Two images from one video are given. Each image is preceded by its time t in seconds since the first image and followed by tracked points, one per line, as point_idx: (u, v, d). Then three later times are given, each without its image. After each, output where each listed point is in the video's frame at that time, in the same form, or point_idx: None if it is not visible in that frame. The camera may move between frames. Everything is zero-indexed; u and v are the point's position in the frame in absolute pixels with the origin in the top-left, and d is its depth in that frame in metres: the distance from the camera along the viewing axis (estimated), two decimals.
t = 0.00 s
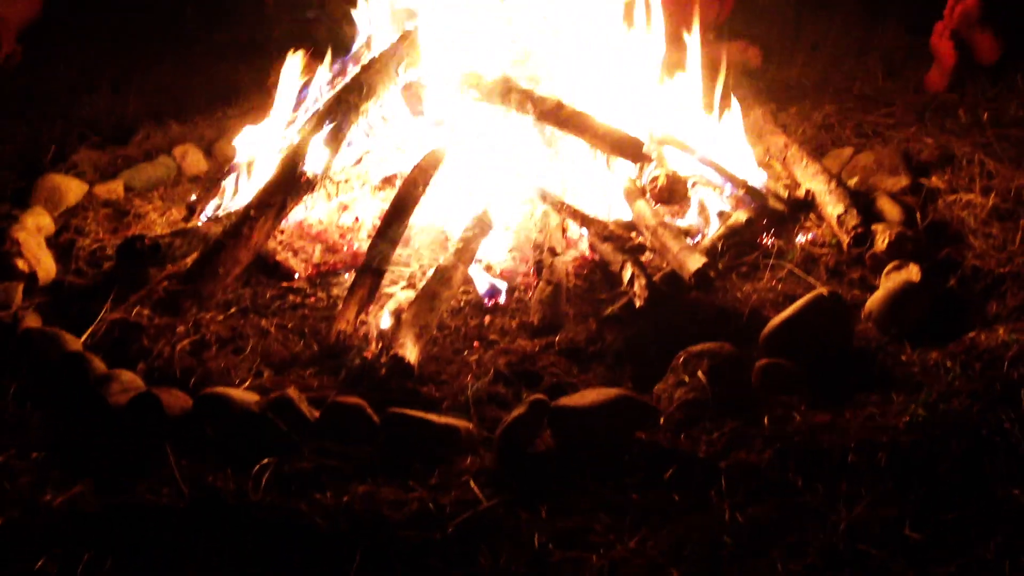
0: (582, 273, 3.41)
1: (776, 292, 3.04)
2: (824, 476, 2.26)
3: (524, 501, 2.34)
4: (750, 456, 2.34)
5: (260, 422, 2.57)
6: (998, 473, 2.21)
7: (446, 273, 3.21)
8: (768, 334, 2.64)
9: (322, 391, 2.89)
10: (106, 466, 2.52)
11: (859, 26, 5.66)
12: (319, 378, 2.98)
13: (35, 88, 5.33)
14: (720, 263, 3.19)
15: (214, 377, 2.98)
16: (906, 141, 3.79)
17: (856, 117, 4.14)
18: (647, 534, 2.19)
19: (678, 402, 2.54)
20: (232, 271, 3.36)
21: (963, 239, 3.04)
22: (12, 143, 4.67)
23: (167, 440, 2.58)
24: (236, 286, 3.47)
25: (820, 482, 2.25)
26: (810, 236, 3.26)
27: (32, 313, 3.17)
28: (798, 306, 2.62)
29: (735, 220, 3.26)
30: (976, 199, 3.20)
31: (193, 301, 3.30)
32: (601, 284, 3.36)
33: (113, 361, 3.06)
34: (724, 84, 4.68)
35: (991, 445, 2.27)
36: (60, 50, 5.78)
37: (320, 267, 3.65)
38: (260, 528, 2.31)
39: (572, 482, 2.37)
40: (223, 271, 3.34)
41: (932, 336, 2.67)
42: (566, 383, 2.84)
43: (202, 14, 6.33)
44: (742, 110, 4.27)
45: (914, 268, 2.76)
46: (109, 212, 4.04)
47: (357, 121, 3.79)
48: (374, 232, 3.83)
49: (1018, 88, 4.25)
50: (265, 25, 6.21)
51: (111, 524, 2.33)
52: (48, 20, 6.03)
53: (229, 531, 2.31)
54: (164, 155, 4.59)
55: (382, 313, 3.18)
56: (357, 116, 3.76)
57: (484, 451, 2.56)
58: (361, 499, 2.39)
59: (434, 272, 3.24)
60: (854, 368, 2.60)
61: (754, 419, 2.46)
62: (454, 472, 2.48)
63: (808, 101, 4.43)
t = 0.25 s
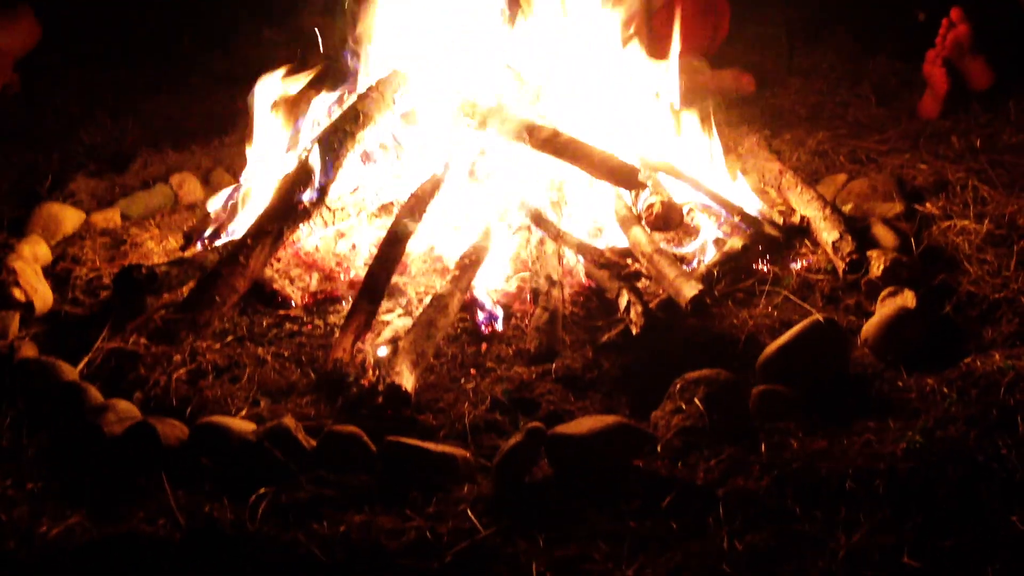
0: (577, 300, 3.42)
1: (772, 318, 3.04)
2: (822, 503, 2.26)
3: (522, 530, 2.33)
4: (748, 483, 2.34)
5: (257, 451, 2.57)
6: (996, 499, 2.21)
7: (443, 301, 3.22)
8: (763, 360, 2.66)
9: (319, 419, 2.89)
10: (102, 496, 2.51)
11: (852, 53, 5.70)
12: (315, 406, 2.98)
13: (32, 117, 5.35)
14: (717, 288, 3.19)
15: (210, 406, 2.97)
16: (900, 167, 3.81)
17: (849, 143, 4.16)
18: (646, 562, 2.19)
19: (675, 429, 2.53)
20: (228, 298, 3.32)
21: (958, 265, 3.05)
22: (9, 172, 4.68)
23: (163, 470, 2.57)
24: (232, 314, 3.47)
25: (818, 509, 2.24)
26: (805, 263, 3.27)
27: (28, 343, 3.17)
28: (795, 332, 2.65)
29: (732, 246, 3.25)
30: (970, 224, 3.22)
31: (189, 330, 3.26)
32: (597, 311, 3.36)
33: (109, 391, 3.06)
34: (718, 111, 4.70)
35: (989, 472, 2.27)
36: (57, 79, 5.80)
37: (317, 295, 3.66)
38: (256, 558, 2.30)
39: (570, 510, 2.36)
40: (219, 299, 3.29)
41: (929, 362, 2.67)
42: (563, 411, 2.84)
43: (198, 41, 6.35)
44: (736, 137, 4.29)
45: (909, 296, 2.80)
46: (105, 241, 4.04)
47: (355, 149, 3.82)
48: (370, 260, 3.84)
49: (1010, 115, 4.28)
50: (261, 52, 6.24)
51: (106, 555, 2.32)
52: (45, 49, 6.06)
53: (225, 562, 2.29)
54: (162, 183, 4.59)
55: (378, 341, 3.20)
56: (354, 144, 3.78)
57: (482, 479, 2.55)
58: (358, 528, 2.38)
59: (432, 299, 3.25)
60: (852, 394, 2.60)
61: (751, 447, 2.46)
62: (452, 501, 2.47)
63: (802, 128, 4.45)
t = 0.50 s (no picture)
0: (576, 324, 3.43)
1: (772, 342, 3.04)
2: (823, 528, 2.25)
3: (522, 555, 2.32)
4: (748, 508, 2.34)
5: (257, 478, 2.56)
6: (998, 523, 2.20)
7: (442, 326, 3.24)
8: (764, 385, 2.66)
9: (319, 445, 2.88)
10: (101, 523, 2.50)
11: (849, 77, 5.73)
12: (315, 432, 2.97)
13: (33, 144, 5.37)
14: (716, 313, 3.19)
15: (210, 432, 2.97)
16: (898, 191, 3.82)
17: (847, 167, 4.18)
18: None
19: (675, 454, 2.54)
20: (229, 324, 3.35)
21: (957, 288, 3.06)
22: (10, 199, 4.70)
23: (163, 496, 2.56)
24: (232, 339, 3.47)
25: (819, 533, 2.24)
26: (804, 286, 3.27)
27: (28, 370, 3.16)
28: (795, 354, 2.67)
29: (730, 271, 3.31)
30: (968, 248, 3.22)
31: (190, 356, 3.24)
32: (597, 336, 3.35)
33: (109, 418, 3.04)
34: (716, 136, 4.72)
35: (991, 496, 2.27)
36: (58, 106, 5.83)
37: (317, 319, 3.66)
38: None
39: (571, 535, 2.35)
40: (219, 324, 3.33)
41: (929, 386, 2.66)
42: (563, 435, 2.83)
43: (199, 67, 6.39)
44: (734, 161, 4.30)
45: (908, 318, 2.80)
46: (106, 267, 4.05)
47: (355, 175, 3.85)
48: (370, 285, 3.83)
49: (1006, 138, 4.30)
50: (261, 78, 6.27)
51: None
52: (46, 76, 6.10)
53: None
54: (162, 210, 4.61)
55: (379, 364, 3.21)
56: (353, 171, 3.80)
57: (482, 505, 2.54)
58: (357, 555, 2.38)
59: (432, 324, 3.27)
60: (853, 417, 2.59)
61: (752, 472, 2.45)
62: (452, 527, 2.46)
63: (800, 152, 4.47)
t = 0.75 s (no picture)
0: (577, 350, 3.44)
1: (773, 369, 3.04)
2: (826, 555, 2.24)
3: None
4: (750, 536, 2.33)
5: (258, 506, 2.55)
6: (1001, 550, 2.19)
7: (443, 352, 3.24)
8: (766, 412, 2.66)
9: (320, 473, 2.88)
10: (102, 552, 2.50)
11: (847, 103, 5.77)
12: (316, 459, 2.97)
13: (36, 172, 5.39)
14: (716, 338, 3.20)
15: (211, 460, 2.97)
16: (897, 217, 3.84)
17: (846, 193, 4.20)
18: None
19: (677, 481, 2.53)
20: (230, 351, 3.33)
21: (957, 314, 3.06)
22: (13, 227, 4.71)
23: (163, 525, 2.55)
24: (234, 367, 3.47)
25: (821, 560, 2.23)
26: (804, 312, 3.28)
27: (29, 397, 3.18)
28: (796, 381, 2.68)
29: (731, 296, 3.31)
30: (968, 273, 3.23)
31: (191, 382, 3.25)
32: (598, 362, 3.36)
33: (110, 445, 3.07)
34: (715, 163, 4.74)
35: (993, 523, 2.26)
36: (61, 135, 5.86)
37: (318, 346, 3.66)
38: None
39: (573, 562, 2.33)
40: (220, 351, 3.30)
41: (931, 412, 2.67)
42: (565, 462, 2.83)
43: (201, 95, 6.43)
44: (734, 188, 4.32)
45: (908, 344, 2.80)
46: (108, 294, 4.06)
47: (357, 203, 3.87)
48: (370, 311, 3.86)
49: (1005, 164, 4.32)
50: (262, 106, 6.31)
51: None
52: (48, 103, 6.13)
53: None
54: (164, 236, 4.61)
55: (379, 394, 3.15)
56: (355, 200, 3.83)
57: (484, 531, 2.54)
58: None
59: (433, 351, 3.27)
60: (855, 444, 2.59)
61: (754, 499, 2.45)
62: (454, 554, 2.45)
63: (799, 178, 4.49)
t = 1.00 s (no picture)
0: (577, 376, 3.43)
1: (773, 395, 3.04)
2: None
3: None
4: (751, 563, 2.31)
5: (258, 533, 2.55)
6: None
7: (443, 378, 3.23)
8: (767, 437, 2.66)
9: (319, 501, 2.87)
10: None
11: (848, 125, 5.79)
12: (316, 486, 2.95)
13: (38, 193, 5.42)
14: (717, 364, 3.20)
15: (211, 488, 2.95)
16: (897, 242, 3.84)
17: (845, 218, 4.21)
18: None
19: (678, 508, 2.52)
20: (230, 377, 3.33)
21: (957, 339, 3.06)
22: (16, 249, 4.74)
23: (162, 552, 2.55)
24: (234, 393, 3.46)
25: None
26: (805, 338, 3.28)
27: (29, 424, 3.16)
28: (797, 407, 2.68)
29: (731, 321, 3.27)
30: (967, 299, 3.24)
31: (190, 410, 3.23)
32: (599, 388, 3.36)
33: (110, 472, 3.04)
34: (714, 189, 4.76)
35: (996, 550, 2.25)
36: (64, 157, 5.90)
37: (317, 372, 3.65)
38: None
39: None
40: (221, 377, 3.31)
41: (932, 438, 2.66)
42: (565, 489, 2.82)
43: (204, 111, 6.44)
44: (733, 215, 4.34)
45: (908, 370, 2.81)
46: (108, 320, 4.06)
47: (357, 229, 3.89)
48: (371, 337, 3.86)
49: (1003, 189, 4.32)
50: (263, 126, 6.34)
51: None
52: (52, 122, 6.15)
53: None
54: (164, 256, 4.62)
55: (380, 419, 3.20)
56: (356, 226, 3.84)
57: (484, 559, 2.52)
58: None
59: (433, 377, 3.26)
60: (856, 470, 2.58)
61: (755, 525, 2.44)
62: None
63: (799, 203, 4.50)
